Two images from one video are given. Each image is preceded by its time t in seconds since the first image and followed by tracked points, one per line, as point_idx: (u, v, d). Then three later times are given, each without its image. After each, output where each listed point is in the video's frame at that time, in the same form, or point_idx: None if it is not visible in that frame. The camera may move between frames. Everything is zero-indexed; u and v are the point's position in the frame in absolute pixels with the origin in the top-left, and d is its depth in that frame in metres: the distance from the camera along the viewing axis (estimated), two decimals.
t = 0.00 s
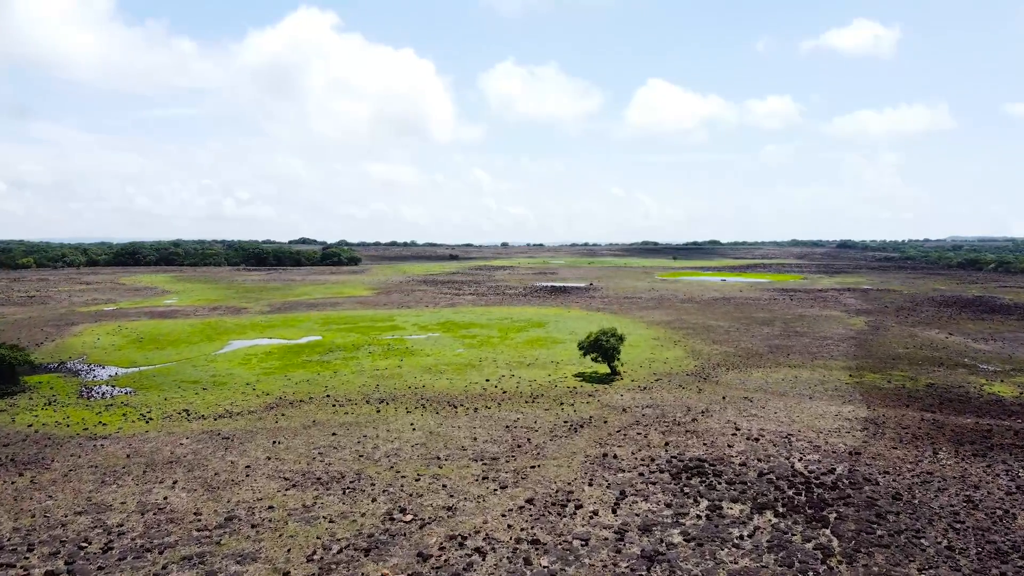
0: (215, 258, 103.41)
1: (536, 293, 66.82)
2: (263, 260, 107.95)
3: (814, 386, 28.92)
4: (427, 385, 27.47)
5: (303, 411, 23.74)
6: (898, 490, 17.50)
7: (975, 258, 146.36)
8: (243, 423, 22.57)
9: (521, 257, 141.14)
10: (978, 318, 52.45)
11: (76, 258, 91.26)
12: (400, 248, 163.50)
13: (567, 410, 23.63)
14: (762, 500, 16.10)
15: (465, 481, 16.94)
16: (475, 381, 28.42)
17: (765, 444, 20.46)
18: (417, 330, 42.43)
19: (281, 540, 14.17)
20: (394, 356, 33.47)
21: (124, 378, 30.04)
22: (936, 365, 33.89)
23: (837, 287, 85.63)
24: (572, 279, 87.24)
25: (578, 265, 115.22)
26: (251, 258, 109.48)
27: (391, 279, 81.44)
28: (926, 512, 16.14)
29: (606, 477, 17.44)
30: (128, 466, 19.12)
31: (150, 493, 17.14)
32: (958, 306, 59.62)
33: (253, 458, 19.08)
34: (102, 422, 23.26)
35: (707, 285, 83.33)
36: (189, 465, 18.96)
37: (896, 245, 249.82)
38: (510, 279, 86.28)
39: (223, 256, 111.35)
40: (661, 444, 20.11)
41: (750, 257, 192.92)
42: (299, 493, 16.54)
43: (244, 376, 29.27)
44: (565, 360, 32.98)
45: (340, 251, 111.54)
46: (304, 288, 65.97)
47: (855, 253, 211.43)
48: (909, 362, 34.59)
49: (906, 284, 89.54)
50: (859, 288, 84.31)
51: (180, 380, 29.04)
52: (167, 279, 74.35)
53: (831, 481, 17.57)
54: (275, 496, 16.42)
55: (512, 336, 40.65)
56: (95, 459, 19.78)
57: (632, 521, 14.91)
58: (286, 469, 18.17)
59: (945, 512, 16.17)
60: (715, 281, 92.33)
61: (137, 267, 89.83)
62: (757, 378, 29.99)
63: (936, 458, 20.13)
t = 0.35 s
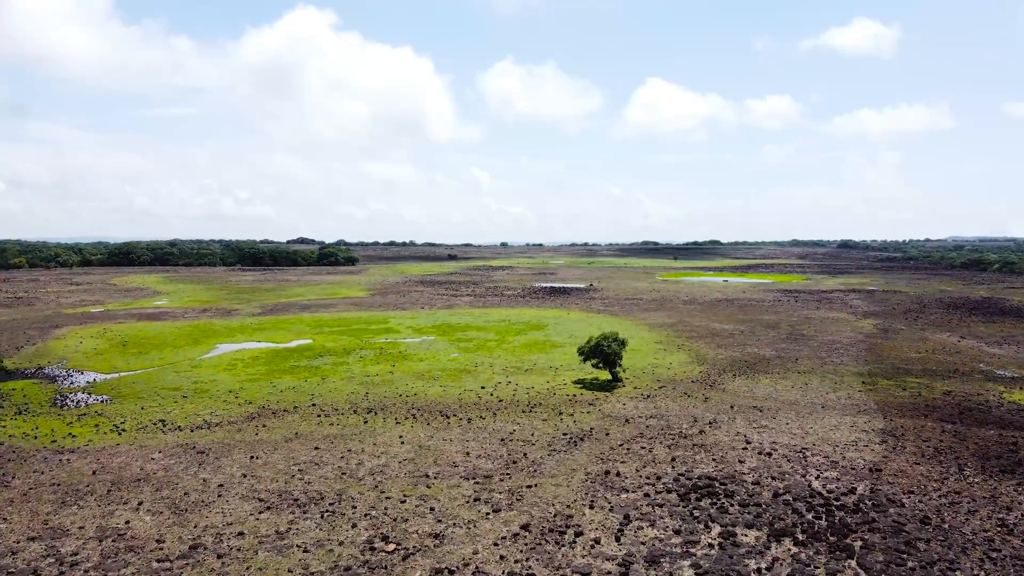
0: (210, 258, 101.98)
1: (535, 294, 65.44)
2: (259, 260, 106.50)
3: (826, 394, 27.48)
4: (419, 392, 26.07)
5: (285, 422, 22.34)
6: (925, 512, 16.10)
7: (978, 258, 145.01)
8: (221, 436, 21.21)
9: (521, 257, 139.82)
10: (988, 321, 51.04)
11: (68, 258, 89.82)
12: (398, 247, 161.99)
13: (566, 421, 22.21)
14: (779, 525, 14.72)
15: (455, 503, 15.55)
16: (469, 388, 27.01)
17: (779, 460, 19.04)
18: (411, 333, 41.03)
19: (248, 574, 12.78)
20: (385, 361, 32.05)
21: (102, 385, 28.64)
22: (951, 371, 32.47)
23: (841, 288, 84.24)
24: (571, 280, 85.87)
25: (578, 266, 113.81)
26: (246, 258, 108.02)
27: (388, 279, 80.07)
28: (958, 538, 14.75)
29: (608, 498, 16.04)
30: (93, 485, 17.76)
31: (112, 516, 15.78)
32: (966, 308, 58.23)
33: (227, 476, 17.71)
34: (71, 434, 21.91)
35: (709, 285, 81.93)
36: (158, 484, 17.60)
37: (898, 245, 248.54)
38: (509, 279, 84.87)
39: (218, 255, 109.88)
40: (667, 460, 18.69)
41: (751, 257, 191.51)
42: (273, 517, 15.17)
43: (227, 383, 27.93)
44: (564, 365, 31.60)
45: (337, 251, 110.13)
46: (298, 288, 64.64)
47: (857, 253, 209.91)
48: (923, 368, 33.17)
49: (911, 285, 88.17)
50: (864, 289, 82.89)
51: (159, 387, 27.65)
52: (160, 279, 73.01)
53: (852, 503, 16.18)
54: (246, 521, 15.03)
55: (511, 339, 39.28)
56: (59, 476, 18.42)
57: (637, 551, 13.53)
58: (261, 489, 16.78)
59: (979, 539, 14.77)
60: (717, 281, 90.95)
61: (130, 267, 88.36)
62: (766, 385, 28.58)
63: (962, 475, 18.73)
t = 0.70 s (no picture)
0: (205, 258, 100.51)
1: (534, 296, 64.06)
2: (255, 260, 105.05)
3: (839, 404, 26.06)
4: (409, 402, 24.64)
5: (266, 435, 20.93)
6: (958, 540, 14.69)
7: (982, 258, 143.76)
8: (194, 451, 19.80)
9: (520, 257, 138.34)
10: (1000, 324, 49.67)
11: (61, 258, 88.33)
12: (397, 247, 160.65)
13: (565, 434, 20.79)
14: (800, 557, 13.30)
15: (442, 531, 14.13)
16: (463, 397, 25.59)
17: (795, 478, 17.61)
18: (406, 337, 39.62)
19: None
20: (376, 367, 30.64)
21: (77, 392, 27.18)
22: (967, 378, 31.05)
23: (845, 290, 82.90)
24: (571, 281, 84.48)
25: (578, 266, 112.44)
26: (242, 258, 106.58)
27: (384, 280, 78.70)
28: (999, 571, 13.32)
29: (611, 524, 14.63)
30: (52, 507, 16.33)
31: (66, 544, 14.37)
32: (976, 311, 56.87)
33: (196, 498, 16.32)
34: (37, 447, 20.52)
35: (711, 286, 80.57)
36: (121, 507, 16.20)
37: (899, 245, 247.47)
38: (508, 280, 83.49)
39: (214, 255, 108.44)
40: (674, 479, 17.27)
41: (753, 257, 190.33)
42: (241, 546, 13.78)
43: (208, 391, 26.52)
44: (563, 371, 30.18)
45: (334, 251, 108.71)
46: (292, 290, 63.26)
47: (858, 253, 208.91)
48: (937, 375, 31.78)
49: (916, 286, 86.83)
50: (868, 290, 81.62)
51: (136, 396, 26.21)
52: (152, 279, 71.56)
53: (878, 530, 14.76)
54: (211, 552, 13.62)
55: (508, 343, 37.86)
56: (16, 496, 17.01)
57: None
58: (232, 513, 15.38)
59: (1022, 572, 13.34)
60: (719, 282, 89.65)
61: (123, 267, 86.88)
62: (776, 394, 27.17)
63: (993, 495, 17.30)
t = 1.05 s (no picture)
0: (200, 258, 99.08)
1: (533, 297, 62.74)
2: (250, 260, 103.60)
3: (854, 414, 24.64)
4: (399, 411, 23.24)
5: (243, 450, 19.51)
6: (1000, 573, 13.26)
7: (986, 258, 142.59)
8: (165, 468, 18.41)
9: (519, 257, 136.41)
10: (1012, 326, 48.38)
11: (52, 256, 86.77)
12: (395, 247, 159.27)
13: (565, 449, 19.36)
14: None
15: (428, 564, 12.73)
16: (456, 406, 24.18)
17: (814, 500, 16.19)
18: (399, 341, 38.19)
19: None
20: (366, 373, 29.21)
21: (50, 401, 25.73)
22: (986, 385, 29.68)
23: (850, 291, 81.68)
24: (571, 281, 83.16)
25: (578, 267, 111.12)
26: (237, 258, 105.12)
27: (381, 281, 77.22)
28: None
29: (615, 555, 13.23)
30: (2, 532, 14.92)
31: None
32: (985, 313, 55.58)
33: (160, 524, 14.91)
34: None
35: (713, 287, 79.27)
36: (78, 533, 14.79)
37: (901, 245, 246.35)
38: (507, 280, 82.13)
39: (208, 255, 106.95)
40: (683, 501, 15.87)
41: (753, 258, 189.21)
42: None
43: (188, 400, 25.11)
44: (563, 378, 28.76)
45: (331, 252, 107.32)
46: (286, 290, 61.77)
47: (859, 253, 207.59)
48: (954, 382, 30.40)
49: (922, 287, 85.54)
50: (873, 292, 80.15)
51: (111, 405, 24.77)
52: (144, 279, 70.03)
53: (910, 562, 13.35)
54: None
55: (506, 348, 36.42)
56: None
57: None
58: (197, 541, 13.97)
59: None
60: (721, 283, 88.38)
61: (115, 267, 85.30)
62: (787, 403, 25.76)
63: None
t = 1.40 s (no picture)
0: (196, 258, 97.81)
1: (533, 298, 61.45)
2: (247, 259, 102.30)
3: (873, 425, 23.33)
4: (388, 422, 21.85)
5: (218, 466, 18.12)
6: None
7: (990, 258, 141.49)
8: (133, 487, 17.04)
9: (519, 257, 135.24)
10: None
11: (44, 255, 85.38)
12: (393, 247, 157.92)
13: (565, 466, 17.96)
14: None
15: None
16: (450, 416, 22.78)
17: (839, 527, 14.78)
18: (394, 344, 36.82)
19: None
20: (357, 379, 27.85)
21: (22, 409, 24.31)
22: (1007, 392, 28.39)
23: (855, 292, 80.46)
24: (572, 282, 81.93)
25: (578, 267, 109.95)
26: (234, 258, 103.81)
27: (378, 282, 75.80)
28: None
29: None
30: None
31: None
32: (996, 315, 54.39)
33: (119, 554, 13.54)
34: None
35: (716, 288, 78.05)
36: (28, 563, 13.41)
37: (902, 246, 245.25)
38: (507, 281, 80.88)
39: (205, 254, 105.61)
40: (695, 526, 14.46)
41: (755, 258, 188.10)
42: None
43: (166, 408, 23.71)
44: (564, 385, 27.35)
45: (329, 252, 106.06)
46: (280, 291, 60.26)
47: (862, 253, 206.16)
48: (974, 389, 29.10)
49: (928, 288, 84.36)
50: (879, 293, 78.69)
51: (85, 414, 23.37)
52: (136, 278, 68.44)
53: None
54: None
55: (504, 352, 35.02)
56: None
57: None
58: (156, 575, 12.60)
59: None
60: (724, 283, 87.19)
61: (108, 267, 83.90)
62: (801, 413, 24.48)
63: None
